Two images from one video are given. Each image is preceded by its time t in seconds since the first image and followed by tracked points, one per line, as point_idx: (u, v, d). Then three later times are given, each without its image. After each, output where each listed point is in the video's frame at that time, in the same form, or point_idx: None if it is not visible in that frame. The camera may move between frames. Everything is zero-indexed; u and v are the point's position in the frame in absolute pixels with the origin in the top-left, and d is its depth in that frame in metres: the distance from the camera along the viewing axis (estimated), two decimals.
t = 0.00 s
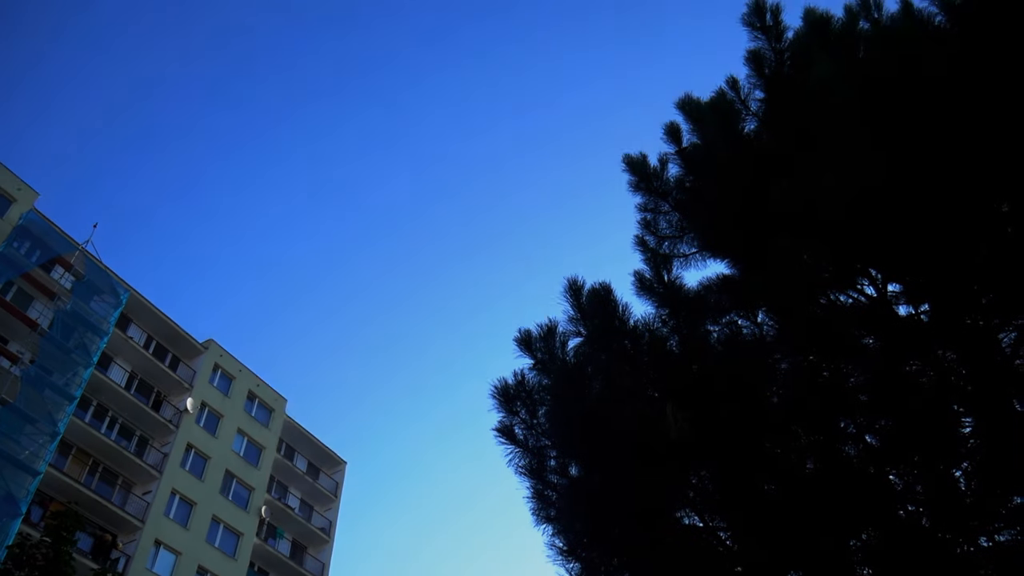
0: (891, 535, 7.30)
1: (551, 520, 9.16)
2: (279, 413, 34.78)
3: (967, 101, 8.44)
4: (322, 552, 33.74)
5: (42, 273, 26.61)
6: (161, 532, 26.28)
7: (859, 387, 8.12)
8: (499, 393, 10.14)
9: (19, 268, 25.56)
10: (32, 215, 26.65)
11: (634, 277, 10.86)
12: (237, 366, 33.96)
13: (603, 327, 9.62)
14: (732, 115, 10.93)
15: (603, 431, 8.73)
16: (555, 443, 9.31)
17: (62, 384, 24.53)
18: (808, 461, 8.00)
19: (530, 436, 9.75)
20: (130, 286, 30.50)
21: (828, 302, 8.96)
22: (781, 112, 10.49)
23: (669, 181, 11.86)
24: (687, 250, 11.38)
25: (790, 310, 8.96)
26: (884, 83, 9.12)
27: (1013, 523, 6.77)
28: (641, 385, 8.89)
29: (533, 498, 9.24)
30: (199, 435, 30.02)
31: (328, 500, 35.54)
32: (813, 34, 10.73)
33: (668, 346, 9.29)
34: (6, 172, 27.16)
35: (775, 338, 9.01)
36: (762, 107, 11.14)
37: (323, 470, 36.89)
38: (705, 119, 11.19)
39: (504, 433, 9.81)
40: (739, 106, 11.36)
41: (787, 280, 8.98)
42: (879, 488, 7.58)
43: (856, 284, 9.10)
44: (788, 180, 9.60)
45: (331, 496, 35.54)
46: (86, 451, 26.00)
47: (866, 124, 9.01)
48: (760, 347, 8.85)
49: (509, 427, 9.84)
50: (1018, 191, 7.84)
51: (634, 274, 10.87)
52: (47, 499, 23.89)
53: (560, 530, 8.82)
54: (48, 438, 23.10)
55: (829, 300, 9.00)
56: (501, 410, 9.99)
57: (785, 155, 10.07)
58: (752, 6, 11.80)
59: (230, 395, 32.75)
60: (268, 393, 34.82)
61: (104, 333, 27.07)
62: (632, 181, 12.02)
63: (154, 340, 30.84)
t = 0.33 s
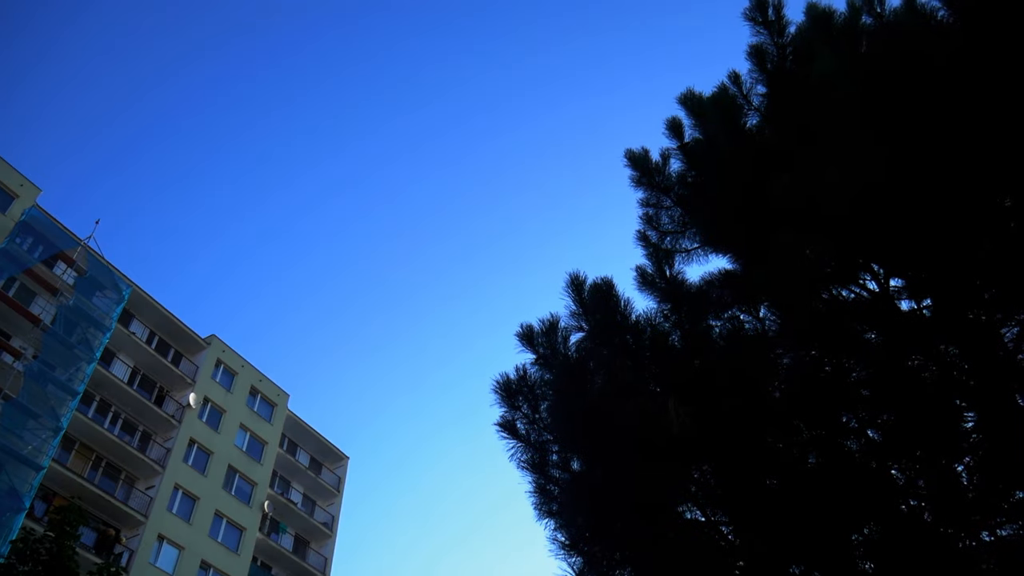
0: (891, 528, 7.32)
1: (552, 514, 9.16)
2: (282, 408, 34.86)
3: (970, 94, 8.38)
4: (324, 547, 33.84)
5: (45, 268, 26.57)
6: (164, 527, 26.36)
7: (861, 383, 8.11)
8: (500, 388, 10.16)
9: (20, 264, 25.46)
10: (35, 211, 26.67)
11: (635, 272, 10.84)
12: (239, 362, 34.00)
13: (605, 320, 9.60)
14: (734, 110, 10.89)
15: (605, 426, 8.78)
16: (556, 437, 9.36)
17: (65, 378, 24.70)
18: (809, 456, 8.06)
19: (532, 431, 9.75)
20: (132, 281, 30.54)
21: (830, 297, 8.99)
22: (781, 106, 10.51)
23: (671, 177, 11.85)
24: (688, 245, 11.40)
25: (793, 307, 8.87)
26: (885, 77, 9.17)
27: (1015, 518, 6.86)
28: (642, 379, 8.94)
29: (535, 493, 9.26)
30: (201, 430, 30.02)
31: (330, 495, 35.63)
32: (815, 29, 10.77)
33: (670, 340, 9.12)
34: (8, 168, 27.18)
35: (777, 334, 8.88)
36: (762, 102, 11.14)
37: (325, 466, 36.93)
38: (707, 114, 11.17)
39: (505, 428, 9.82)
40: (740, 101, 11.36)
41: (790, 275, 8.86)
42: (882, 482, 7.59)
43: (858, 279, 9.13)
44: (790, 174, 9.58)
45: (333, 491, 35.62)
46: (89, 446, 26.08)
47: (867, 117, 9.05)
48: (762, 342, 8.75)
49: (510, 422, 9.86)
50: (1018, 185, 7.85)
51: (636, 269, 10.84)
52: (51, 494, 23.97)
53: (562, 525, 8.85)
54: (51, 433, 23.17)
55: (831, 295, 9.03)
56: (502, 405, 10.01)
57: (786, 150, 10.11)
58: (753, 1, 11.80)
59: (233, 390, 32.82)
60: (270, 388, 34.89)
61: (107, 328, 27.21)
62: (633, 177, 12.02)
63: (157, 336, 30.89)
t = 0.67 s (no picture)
0: (891, 516, 7.31)
1: (552, 503, 9.17)
2: (283, 397, 34.92)
3: (970, 79, 8.32)
4: (326, 536, 33.95)
5: (45, 260, 26.58)
6: (166, 517, 26.46)
7: (862, 370, 8.16)
8: (501, 377, 10.17)
9: (20, 255, 25.46)
10: (35, 202, 26.64)
11: (636, 261, 10.87)
12: (240, 352, 34.02)
13: (605, 310, 9.69)
14: (735, 97, 10.91)
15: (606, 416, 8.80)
16: (556, 426, 9.40)
17: (66, 370, 24.73)
18: (810, 444, 8.02)
19: (533, 420, 9.77)
20: (133, 272, 30.53)
21: (830, 285, 9.00)
22: (781, 94, 10.50)
23: (671, 166, 11.81)
24: (689, 235, 11.39)
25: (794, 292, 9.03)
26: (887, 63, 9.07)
27: (1014, 505, 6.82)
28: (643, 369, 9.04)
29: (537, 482, 9.26)
30: (203, 421, 30.08)
31: (332, 485, 35.71)
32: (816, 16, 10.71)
33: (670, 329, 9.36)
34: (7, 159, 27.14)
35: (777, 322, 8.98)
36: (763, 90, 11.09)
37: (327, 456, 37.01)
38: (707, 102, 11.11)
39: (506, 417, 9.82)
40: (741, 89, 11.31)
41: (791, 264, 8.99)
42: (884, 471, 7.54)
43: (859, 268, 9.12)
44: (791, 163, 9.59)
45: (335, 481, 35.70)
46: (91, 437, 26.13)
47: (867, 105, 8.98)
48: (762, 329, 8.95)
49: (511, 411, 9.86)
50: (1019, 172, 7.81)
51: (636, 259, 10.85)
52: (53, 485, 24.03)
53: (563, 513, 8.88)
54: (53, 424, 23.25)
55: (831, 283, 9.03)
56: (504, 394, 10.02)
57: (786, 138, 10.11)
58: None
59: (234, 380, 32.88)
60: (272, 378, 34.95)
61: (109, 319, 27.22)
62: (633, 166, 11.98)
63: (158, 327, 30.90)
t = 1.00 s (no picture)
0: (892, 494, 7.32)
1: (553, 479, 9.21)
2: (285, 376, 35.01)
3: (974, 50, 8.16)
4: (329, 513, 34.15)
5: (46, 239, 26.59)
6: (170, 494, 26.65)
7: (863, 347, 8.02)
8: (502, 355, 10.17)
9: (21, 235, 25.49)
10: (35, 181, 26.62)
11: (637, 239, 10.84)
12: (242, 331, 34.08)
13: (606, 287, 9.67)
14: (738, 75, 10.86)
15: (608, 394, 8.89)
16: (558, 404, 9.45)
17: (68, 349, 24.66)
18: (810, 421, 8.06)
19: (534, 397, 9.80)
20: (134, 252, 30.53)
21: (831, 263, 8.97)
22: (783, 68, 10.30)
23: (673, 143, 11.76)
24: (691, 213, 11.36)
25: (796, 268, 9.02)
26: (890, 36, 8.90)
27: (1013, 482, 6.86)
28: (643, 346, 9.04)
29: (538, 459, 9.28)
30: (206, 399, 30.22)
31: (334, 463, 35.88)
32: None
33: (672, 308, 9.34)
34: (7, 138, 27.07)
35: (777, 300, 9.02)
36: (765, 67, 11.01)
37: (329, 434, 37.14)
38: (709, 79, 11.07)
39: (507, 395, 9.87)
40: (744, 66, 11.25)
41: (792, 244, 9.01)
42: (885, 449, 7.54)
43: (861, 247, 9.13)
44: (794, 140, 9.44)
45: (337, 459, 35.86)
46: (95, 416, 26.26)
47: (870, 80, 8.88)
48: (764, 308, 8.97)
49: (512, 389, 9.89)
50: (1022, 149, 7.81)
51: (637, 237, 10.86)
52: (57, 462, 24.21)
53: (564, 490, 8.92)
54: (56, 402, 23.32)
55: (832, 260, 9.01)
56: (505, 372, 10.03)
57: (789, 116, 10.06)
58: None
59: (236, 359, 32.97)
60: (274, 357, 35.02)
61: (110, 298, 27.09)
62: (635, 143, 11.94)
63: (160, 306, 30.94)
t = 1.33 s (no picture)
0: (892, 461, 7.38)
1: (554, 444, 9.29)
2: (288, 344, 35.11)
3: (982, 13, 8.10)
4: (332, 480, 34.43)
5: (47, 206, 26.57)
6: (174, 460, 26.87)
7: (862, 311, 8.24)
8: (503, 321, 10.18)
9: (23, 202, 25.48)
10: (36, 148, 26.53)
11: (641, 207, 10.89)
12: (244, 299, 34.12)
13: (609, 254, 9.70)
14: (743, 40, 10.77)
15: (609, 361, 8.94)
16: (559, 370, 9.49)
17: (71, 316, 24.72)
18: (810, 388, 8.07)
19: (535, 363, 9.85)
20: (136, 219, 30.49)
21: (834, 231, 8.94)
22: (788, 34, 10.22)
23: (677, 110, 11.68)
24: (694, 180, 11.32)
25: (800, 235, 9.02)
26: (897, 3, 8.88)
27: (1010, 450, 7.00)
28: (644, 313, 9.06)
29: (539, 424, 9.38)
30: (209, 366, 30.36)
31: (337, 430, 36.09)
32: None
33: (674, 275, 9.40)
34: (7, 105, 26.92)
35: (780, 268, 9.05)
36: (770, 32, 10.93)
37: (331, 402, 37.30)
38: (713, 45, 10.99)
39: (509, 361, 9.90)
40: (749, 32, 11.17)
41: (794, 211, 8.94)
42: (886, 417, 7.53)
43: (864, 214, 9.07)
44: (799, 105, 9.34)
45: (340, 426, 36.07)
46: (98, 382, 26.42)
47: (875, 46, 8.81)
48: (765, 276, 8.95)
49: (514, 355, 9.92)
50: None
51: (640, 205, 10.91)
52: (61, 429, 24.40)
53: (565, 456, 9.01)
54: (60, 369, 23.41)
55: (834, 229, 8.97)
56: (506, 338, 10.05)
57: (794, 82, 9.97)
58: None
59: (238, 326, 33.05)
60: (277, 325, 35.10)
61: (113, 265, 27.13)
62: (639, 110, 11.87)
63: (162, 274, 30.97)
